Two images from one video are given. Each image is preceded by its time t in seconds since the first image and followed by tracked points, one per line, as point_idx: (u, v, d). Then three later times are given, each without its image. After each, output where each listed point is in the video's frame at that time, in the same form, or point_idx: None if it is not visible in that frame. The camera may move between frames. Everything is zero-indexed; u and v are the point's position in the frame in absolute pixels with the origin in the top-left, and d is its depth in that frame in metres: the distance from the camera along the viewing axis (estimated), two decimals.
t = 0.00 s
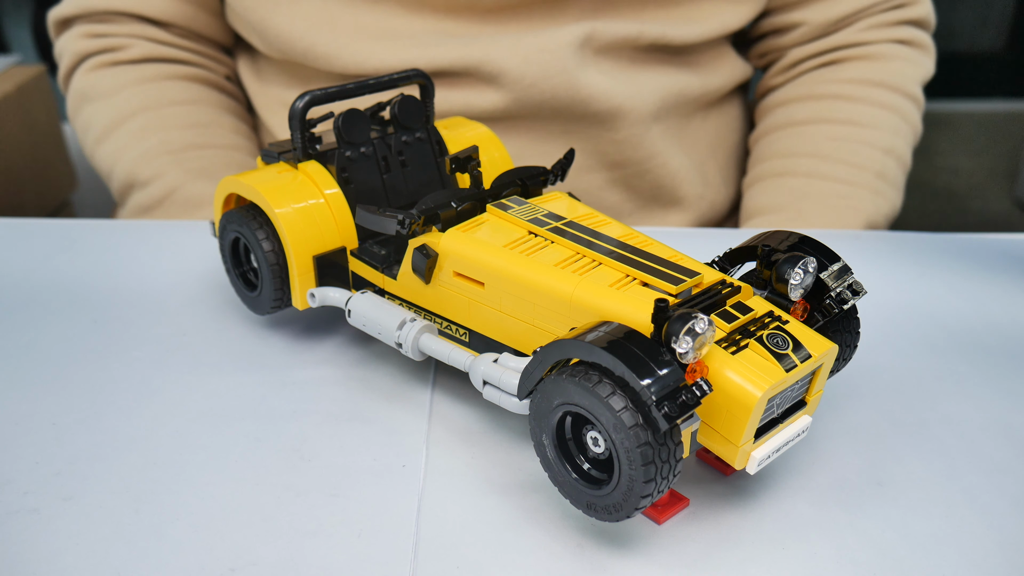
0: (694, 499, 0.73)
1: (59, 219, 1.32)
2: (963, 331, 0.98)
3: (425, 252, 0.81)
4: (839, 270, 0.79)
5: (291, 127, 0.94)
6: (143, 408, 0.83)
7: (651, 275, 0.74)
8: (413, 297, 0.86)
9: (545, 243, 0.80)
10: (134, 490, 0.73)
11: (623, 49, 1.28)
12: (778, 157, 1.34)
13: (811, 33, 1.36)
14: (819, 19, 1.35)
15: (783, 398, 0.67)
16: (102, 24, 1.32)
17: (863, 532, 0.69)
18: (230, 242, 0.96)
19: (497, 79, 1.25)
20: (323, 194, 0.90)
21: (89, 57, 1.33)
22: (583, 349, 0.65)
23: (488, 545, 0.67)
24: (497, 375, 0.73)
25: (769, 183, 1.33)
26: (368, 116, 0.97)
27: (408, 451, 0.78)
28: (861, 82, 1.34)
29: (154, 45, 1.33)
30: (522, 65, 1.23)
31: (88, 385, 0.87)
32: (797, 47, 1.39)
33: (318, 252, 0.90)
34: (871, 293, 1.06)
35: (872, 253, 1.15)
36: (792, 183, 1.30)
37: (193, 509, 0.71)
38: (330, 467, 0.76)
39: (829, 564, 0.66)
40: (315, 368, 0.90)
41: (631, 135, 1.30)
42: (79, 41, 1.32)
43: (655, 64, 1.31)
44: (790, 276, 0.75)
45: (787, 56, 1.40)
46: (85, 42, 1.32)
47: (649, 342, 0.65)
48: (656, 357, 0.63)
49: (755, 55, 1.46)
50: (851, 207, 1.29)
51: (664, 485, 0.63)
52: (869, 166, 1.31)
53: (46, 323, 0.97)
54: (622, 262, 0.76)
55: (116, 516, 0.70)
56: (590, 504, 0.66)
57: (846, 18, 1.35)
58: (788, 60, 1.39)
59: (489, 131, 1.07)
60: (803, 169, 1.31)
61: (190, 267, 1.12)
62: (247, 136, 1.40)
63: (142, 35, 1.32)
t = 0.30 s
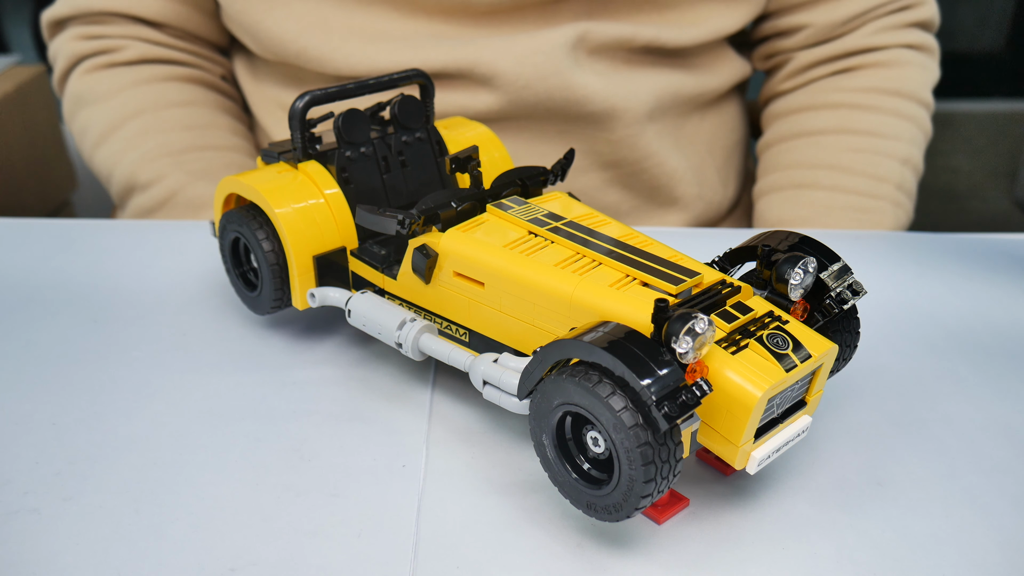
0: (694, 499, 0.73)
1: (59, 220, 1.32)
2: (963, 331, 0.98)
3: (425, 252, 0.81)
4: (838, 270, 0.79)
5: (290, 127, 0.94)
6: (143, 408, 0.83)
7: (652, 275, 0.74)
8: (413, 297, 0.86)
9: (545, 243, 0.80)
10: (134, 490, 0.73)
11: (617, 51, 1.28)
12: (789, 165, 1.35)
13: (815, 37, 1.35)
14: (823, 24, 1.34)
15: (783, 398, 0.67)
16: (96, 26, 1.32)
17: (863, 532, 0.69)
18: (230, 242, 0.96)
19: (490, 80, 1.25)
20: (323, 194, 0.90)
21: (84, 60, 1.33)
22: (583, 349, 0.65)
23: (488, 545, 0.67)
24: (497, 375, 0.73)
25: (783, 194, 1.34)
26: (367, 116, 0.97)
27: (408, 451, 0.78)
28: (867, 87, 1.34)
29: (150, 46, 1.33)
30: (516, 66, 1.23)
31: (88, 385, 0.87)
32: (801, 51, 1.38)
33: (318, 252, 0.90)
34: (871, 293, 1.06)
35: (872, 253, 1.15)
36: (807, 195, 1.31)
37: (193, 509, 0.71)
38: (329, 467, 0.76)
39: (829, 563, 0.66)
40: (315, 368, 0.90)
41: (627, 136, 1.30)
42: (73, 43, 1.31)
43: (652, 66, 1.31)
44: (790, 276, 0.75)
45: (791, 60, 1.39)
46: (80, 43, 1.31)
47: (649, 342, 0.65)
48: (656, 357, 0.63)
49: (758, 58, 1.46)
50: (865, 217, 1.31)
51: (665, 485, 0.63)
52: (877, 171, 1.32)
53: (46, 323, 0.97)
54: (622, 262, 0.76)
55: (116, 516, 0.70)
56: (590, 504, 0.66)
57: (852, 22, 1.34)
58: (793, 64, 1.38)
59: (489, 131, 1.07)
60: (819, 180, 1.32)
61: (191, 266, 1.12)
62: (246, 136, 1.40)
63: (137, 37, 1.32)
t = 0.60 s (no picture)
0: (694, 499, 0.73)
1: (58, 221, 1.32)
2: (963, 331, 0.98)
3: (425, 252, 0.81)
4: (838, 270, 0.79)
5: (290, 127, 0.94)
6: (144, 408, 0.83)
7: (652, 275, 0.74)
8: (413, 297, 0.86)
9: (545, 242, 0.80)
10: (134, 490, 0.73)
11: (613, 48, 1.29)
12: (788, 165, 1.35)
13: (814, 39, 1.35)
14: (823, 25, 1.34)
15: (783, 398, 0.67)
16: (92, 27, 1.31)
17: (863, 532, 0.69)
18: (230, 242, 0.96)
19: (486, 79, 1.25)
20: (323, 194, 0.90)
21: (80, 62, 1.33)
22: (583, 349, 0.64)
23: (488, 545, 0.67)
24: (497, 375, 0.73)
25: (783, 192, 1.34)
26: (368, 116, 0.97)
27: (408, 451, 0.78)
28: (868, 88, 1.34)
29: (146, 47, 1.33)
30: (512, 64, 1.23)
31: (87, 386, 0.87)
32: (800, 52, 1.37)
33: (318, 252, 0.90)
34: (872, 293, 1.06)
35: (872, 253, 1.15)
36: (806, 195, 1.31)
37: (193, 509, 0.71)
38: (329, 467, 0.76)
39: (829, 564, 0.66)
40: (315, 368, 0.90)
41: (623, 135, 1.30)
42: (69, 46, 1.31)
43: (650, 65, 1.31)
44: (790, 276, 0.75)
45: (791, 62, 1.39)
46: (77, 46, 1.31)
47: (648, 342, 0.65)
48: (656, 357, 0.63)
49: (758, 59, 1.45)
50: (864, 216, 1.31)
51: (665, 485, 0.63)
52: (879, 172, 1.32)
53: (45, 323, 0.97)
54: (622, 262, 0.76)
55: (116, 516, 0.70)
56: (590, 504, 0.66)
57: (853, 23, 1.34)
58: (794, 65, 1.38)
59: (489, 131, 1.07)
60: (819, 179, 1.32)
61: (190, 266, 1.12)
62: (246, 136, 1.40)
63: (133, 38, 1.32)
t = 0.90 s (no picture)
0: (694, 499, 0.73)
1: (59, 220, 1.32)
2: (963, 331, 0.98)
3: (425, 253, 0.81)
4: (838, 270, 0.79)
5: (291, 127, 0.94)
6: (144, 407, 0.83)
7: (652, 275, 0.74)
8: (413, 297, 0.86)
9: (545, 243, 0.80)
10: (134, 490, 0.73)
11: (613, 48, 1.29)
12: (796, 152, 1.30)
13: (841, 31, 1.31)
14: None
15: (783, 398, 0.67)
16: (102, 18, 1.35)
17: (863, 532, 0.69)
18: (230, 242, 0.96)
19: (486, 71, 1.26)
20: (323, 194, 0.91)
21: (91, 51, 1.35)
22: (582, 349, 0.65)
23: (488, 545, 0.67)
24: (497, 375, 0.73)
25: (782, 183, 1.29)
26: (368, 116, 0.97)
27: (408, 451, 0.77)
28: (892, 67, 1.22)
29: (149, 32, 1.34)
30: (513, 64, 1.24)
31: (88, 385, 0.87)
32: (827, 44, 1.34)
33: (318, 252, 0.90)
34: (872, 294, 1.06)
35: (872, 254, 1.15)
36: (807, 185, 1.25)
37: (194, 509, 0.71)
38: (329, 467, 0.76)
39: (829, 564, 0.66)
40: (315, 368, 0.90)
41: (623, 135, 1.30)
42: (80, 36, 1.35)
43: (651, 65, 1.31)
44: (790, 276, 0.75)
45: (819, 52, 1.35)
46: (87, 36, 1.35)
47: (648, 342, 0.65)
48: (656, 357, 0.63)
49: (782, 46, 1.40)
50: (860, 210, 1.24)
51: (665, 485, 0.63)
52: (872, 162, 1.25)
53: (45, 323, 0.97)
54: (622, 262, 0.76)
55: (116, 516, 0.70)
56: (590, 504, 0.66)
57: None
58: (813, 28, 1.37)
59: (489, 131, 1.07)
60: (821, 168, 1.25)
61: (190, 266, 1.12)
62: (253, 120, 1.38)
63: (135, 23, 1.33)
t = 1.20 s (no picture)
0: (694, 499, 0.73)
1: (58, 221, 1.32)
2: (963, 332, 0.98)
3: (425, 253, 0.81)
4: (838, 270, 0.79)
5: (291, 127, 0.94)
6: (144, 408, 0.83)
7: (652, 275, 0.74)
8: (413, 297, 0.86)
9: (545, 243, 0.80)
10: (134, 490, 0.73)
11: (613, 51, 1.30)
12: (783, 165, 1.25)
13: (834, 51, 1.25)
14: None
15: (783, 398, 0.67)
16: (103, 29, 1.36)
17: (863, 533, 0.69)
18: (230, 242, 0.96)
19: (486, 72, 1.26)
20: (323, 194, 0.91)
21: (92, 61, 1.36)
22: (582, 348, 0.65)
23: (488, 545, 0.67)
24: (497, 375, 0.73)
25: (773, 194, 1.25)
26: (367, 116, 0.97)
27: (408, 451, 0.78)
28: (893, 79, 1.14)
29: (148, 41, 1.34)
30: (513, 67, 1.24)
31: (88, 386, 0.87)
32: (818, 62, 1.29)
33: (318, 252, 0.90)
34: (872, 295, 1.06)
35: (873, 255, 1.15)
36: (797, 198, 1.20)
37: (194, 509, 0.71)
38: (330, 467, 0.76)
39: (829, 564, 0.65)
40: (315, 368, 0.90)
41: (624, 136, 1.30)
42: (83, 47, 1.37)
43: (652, 69, 1.31)
44: (790, 275, 0.75)
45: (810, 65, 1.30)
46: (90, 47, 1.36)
47: (649, 342, 0.65)
48: (656, 357, 0.64)
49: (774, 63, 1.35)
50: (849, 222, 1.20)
51: (665, 485, 0.63)
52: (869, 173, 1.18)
53: (45, 323, 0.97)
54: (623, 262, 0.76)
55: (116, 517, 0.70)
56: (590, 504, 0.66)
57: None
58: (808, 37, 1.31)
59: (490, 131, 1.07)
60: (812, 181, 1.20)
61: (191, 266, 1.12)
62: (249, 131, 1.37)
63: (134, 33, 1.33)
